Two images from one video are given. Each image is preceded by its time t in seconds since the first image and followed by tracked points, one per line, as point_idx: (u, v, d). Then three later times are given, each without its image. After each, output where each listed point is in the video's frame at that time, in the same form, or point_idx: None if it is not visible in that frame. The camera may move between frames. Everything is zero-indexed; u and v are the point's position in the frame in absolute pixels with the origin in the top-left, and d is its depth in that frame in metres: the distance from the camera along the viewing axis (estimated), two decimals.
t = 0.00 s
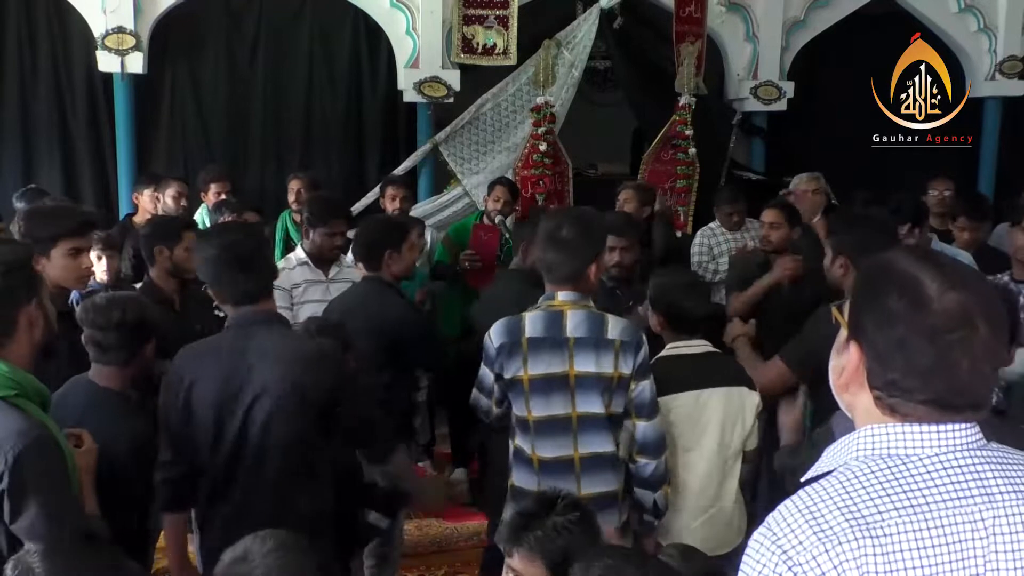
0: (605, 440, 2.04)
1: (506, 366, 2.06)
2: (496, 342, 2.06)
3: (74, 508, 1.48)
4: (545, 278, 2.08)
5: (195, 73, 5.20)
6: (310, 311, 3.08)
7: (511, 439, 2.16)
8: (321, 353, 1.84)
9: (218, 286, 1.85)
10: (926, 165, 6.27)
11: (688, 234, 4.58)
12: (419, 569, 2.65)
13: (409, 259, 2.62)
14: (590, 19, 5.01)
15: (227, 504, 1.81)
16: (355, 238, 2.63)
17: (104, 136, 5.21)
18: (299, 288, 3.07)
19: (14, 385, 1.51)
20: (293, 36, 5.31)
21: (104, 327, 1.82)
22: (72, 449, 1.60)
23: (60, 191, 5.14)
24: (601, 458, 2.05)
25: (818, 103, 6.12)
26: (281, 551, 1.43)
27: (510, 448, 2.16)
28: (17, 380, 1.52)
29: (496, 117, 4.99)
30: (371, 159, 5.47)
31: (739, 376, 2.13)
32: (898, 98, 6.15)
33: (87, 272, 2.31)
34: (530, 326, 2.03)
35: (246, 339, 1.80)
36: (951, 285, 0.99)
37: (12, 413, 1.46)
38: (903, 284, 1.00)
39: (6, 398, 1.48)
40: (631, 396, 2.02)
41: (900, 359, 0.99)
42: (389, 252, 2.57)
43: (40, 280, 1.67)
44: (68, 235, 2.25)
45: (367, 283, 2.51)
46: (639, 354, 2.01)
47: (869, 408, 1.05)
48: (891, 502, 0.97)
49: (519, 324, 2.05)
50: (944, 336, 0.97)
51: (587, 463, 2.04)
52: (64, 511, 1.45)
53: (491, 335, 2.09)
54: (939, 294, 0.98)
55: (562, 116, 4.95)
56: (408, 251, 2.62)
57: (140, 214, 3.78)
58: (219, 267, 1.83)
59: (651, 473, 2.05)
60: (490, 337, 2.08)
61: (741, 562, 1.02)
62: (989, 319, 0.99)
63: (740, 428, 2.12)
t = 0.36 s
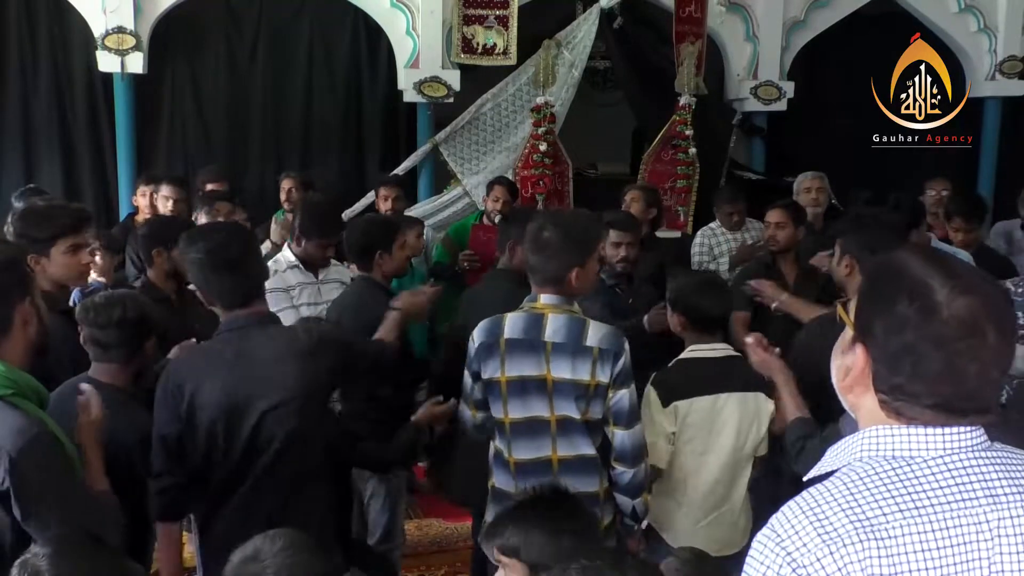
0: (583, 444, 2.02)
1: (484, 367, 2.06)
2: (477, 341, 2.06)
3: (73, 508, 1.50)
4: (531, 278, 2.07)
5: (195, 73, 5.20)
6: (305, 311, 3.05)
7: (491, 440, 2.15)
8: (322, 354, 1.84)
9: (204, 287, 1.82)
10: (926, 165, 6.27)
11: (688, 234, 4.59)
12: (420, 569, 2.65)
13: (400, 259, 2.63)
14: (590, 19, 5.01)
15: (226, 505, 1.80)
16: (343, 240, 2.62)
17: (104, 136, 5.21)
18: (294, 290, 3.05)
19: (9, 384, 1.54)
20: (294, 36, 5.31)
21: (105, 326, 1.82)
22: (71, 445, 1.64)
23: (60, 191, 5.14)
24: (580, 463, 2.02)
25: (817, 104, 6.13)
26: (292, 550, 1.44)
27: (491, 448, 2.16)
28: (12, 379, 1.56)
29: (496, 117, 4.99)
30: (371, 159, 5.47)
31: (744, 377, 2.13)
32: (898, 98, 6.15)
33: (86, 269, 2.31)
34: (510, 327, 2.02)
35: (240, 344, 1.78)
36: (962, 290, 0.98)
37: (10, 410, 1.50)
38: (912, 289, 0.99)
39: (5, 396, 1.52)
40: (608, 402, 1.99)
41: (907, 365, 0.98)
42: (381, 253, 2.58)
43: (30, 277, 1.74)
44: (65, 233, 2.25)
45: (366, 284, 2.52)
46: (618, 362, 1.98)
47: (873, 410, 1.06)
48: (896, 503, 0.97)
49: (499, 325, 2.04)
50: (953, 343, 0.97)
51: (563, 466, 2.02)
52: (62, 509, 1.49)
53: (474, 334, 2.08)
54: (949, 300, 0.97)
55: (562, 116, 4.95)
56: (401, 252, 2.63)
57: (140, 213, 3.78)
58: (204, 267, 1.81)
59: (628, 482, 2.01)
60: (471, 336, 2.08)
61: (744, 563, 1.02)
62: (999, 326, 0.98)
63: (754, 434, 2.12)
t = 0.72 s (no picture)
0: (589, 441, 2.02)
1: (489, 371, 2.03)
2: (477, 347, 2.03)
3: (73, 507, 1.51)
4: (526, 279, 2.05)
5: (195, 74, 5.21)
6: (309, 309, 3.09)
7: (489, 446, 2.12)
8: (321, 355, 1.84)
9: (235, 284, 1.87)
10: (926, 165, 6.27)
11: (689, 234, 4.59)
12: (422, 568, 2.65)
13: (399, 258, 2.63)
14: (590, 19, 5.02)
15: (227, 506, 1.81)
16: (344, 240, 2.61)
17: (104, 135, 5.20)
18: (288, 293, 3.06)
19: (12, 380, 1.61)
20: (294, 36, 5.30)
21: (107, 323, 1.84)
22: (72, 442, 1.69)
23: (60, 190, 5.14)
24: (586, 460, 2.02)
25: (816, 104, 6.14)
26: (297, 551, 1.47)
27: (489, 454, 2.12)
28: (16, 375, 1.62)
29: (496, 117, 4.99)
30: (371, 159, 5.47)
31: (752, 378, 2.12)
32: (898, 98, 6.15)
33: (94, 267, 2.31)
34: (513, 329, 2.01)
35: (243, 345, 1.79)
36: (968, 293, 0.98)
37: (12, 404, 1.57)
38: (918, 292, 0.99)
39: (7, 392, 1.58)
40: (615, 395, 2.01)
41: (913, 368, 0.98)
42: (383, 253, 2.57)
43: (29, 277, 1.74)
44: (74, 231, 2.24)
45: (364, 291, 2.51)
46: (623, 355, 2.00)
47: (876, 412, 1.05)
48: (900, 506, 0.97)
49: (501, 328, 2.02)
50: (960, 346, 0.96)
51: (568, 463, 2.01)
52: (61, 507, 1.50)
53: (473, 338, 2.05)
54: (955, 303, 0.97)
55: (562, 116, 4.95)
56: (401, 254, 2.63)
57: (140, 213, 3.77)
58: (238, 268, 1.85)
59: (632, 471, 2.03)
60: (471, 342, 2.05)
61: (747, 564, 1.02)
62: (1005, 329, 0.98)
63: (771, 435, 2.11)
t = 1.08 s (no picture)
0: (615, 431, 2.02)
1: (524, 364, 1.97)
2: (511, 339, 1.97)
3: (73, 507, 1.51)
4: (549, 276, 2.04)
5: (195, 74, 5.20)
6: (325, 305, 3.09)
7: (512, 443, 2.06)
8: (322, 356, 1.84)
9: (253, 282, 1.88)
10: (926, 165, 6.27)
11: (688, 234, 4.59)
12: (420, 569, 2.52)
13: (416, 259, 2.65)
14: (590, 19, 5.03)
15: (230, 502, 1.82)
16: (359, 237, 2.62)
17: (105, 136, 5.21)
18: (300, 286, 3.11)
19: (12, 379, 1.61)
20: (295, 36, 5.30)
21: (112, 322, 1.84)
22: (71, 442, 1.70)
23: (60, 191, 5.14)
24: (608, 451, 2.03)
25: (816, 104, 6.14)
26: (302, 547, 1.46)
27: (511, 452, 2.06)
28: (15, 374, 1.62)
29: (496, 117, 4.99)
30: (371, 159, 5.47)
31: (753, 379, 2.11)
32: (898, 98, 6.15)
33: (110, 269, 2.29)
34: (546, 322, 1.97)
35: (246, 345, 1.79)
36: (971, 295, 0.98)
37: (11, 404, 1.58)
38: (920, 293, 0.99)
39: (7, 391, 1.59)
40: (641, 383, 2.02)
41: (915, 369, 0.98)
42: (399, 255, 2.58)
43: (29, 276, 1.74)
44: (93, 231, 2.24)
45: (375, 285, 2.50)
46: (647, 345, 2.03)
47: (877, 413, 1.05)
48: (899, 506, 0.97)
49: (533, 320, 1.98)
50: (962, 348, 0.96)
51: (594, 454, 2.01)
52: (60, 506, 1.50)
53: (502, 330, 1.99)
54: (958, 304, 0.97)
55: (562, 116, 4.94)
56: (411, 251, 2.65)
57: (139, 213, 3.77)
58: (258, 266, 1.86)
59: (656, 457, 2.03)
60: (502, 334, 1.98)
61: (747, 564, 1.02)
62: (1007, 330, 0.98)
63: (747, 432, 2.09)
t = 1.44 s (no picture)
0: (640, 428, 2.06)
1: (557, 361, 1.98)
2: (546, 337, 1.97)
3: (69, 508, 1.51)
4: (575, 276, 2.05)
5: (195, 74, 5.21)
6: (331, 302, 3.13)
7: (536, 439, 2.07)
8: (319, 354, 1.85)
9: (260, 281, 1.88)
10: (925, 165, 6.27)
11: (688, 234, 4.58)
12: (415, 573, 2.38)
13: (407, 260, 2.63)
14: (590, 19, 5.03)
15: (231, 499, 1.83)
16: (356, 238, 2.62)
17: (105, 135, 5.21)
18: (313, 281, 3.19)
19: (11, 379, 1.61)
20: (295, 36, 5.30)
21: (122, 322, 1.84)
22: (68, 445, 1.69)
23: (61, 190, 5.15)
24: (632, 448, 2.06)
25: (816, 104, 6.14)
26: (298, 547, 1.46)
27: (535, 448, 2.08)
28: (14, 374, 1.62)
29: (496, 117, 4.99)
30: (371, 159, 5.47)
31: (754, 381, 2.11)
32: (897, 98, 6.14)
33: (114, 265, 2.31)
34: (578, 319, 1.98)
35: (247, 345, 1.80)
36: (966, 294, 0.98)
37: (11, 404, 1.57)
38: (916, 293, 0.99)
39: (6, 391, 1.58)
40: (663, 383, 2.05)
41: (910, 369, 0.98)
42: (386, 258, 2.57)
43: (28, 276, 1.74)
44: (100, 231, 2.25)
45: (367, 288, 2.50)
46: (671, 343, 2.06)
47: (872, 412, 1.05)
48: (895, 504, 0.97)
49: (566, 317, 1.99)
50: (957, 347, 0.96)
51: (620, 452, 2.05)
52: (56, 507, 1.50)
53: (536, 327, 1.99)
54: (952, 304, 0.97)
55: (562, 116, 4.95)
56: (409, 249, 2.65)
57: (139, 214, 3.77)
58: (266, 266, 1.85)
59: (673, 459, 2.07)
60: (535, 331, 1.99)
61: (742, 564, 1.02)
62: (1002, 330, 0.98)
63: (752, 432, 2.08)
